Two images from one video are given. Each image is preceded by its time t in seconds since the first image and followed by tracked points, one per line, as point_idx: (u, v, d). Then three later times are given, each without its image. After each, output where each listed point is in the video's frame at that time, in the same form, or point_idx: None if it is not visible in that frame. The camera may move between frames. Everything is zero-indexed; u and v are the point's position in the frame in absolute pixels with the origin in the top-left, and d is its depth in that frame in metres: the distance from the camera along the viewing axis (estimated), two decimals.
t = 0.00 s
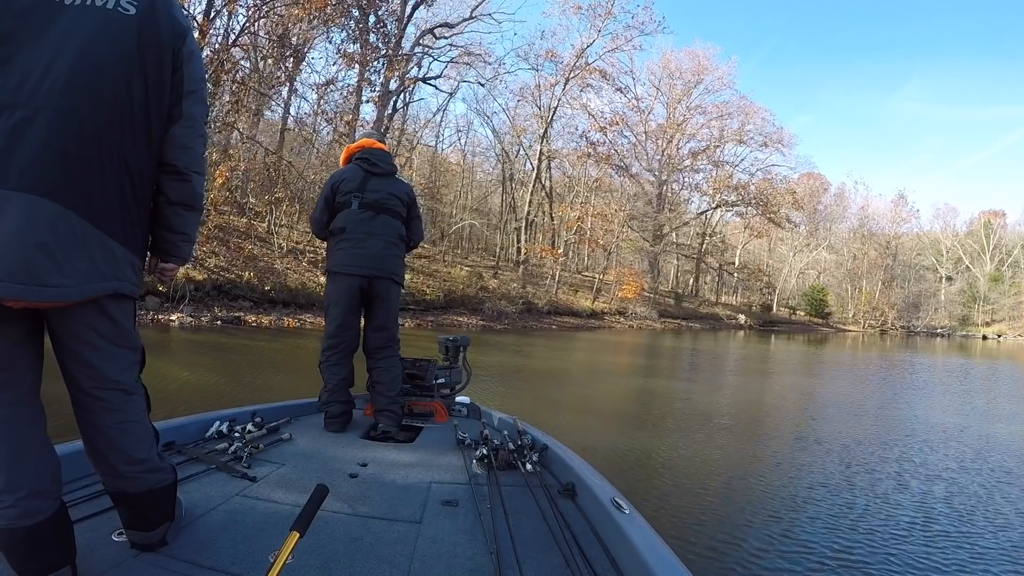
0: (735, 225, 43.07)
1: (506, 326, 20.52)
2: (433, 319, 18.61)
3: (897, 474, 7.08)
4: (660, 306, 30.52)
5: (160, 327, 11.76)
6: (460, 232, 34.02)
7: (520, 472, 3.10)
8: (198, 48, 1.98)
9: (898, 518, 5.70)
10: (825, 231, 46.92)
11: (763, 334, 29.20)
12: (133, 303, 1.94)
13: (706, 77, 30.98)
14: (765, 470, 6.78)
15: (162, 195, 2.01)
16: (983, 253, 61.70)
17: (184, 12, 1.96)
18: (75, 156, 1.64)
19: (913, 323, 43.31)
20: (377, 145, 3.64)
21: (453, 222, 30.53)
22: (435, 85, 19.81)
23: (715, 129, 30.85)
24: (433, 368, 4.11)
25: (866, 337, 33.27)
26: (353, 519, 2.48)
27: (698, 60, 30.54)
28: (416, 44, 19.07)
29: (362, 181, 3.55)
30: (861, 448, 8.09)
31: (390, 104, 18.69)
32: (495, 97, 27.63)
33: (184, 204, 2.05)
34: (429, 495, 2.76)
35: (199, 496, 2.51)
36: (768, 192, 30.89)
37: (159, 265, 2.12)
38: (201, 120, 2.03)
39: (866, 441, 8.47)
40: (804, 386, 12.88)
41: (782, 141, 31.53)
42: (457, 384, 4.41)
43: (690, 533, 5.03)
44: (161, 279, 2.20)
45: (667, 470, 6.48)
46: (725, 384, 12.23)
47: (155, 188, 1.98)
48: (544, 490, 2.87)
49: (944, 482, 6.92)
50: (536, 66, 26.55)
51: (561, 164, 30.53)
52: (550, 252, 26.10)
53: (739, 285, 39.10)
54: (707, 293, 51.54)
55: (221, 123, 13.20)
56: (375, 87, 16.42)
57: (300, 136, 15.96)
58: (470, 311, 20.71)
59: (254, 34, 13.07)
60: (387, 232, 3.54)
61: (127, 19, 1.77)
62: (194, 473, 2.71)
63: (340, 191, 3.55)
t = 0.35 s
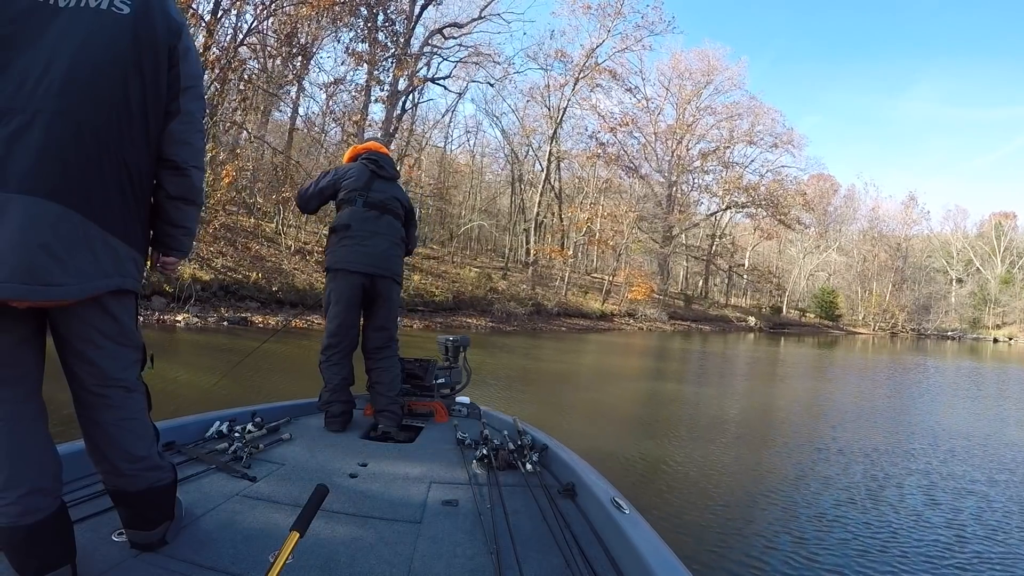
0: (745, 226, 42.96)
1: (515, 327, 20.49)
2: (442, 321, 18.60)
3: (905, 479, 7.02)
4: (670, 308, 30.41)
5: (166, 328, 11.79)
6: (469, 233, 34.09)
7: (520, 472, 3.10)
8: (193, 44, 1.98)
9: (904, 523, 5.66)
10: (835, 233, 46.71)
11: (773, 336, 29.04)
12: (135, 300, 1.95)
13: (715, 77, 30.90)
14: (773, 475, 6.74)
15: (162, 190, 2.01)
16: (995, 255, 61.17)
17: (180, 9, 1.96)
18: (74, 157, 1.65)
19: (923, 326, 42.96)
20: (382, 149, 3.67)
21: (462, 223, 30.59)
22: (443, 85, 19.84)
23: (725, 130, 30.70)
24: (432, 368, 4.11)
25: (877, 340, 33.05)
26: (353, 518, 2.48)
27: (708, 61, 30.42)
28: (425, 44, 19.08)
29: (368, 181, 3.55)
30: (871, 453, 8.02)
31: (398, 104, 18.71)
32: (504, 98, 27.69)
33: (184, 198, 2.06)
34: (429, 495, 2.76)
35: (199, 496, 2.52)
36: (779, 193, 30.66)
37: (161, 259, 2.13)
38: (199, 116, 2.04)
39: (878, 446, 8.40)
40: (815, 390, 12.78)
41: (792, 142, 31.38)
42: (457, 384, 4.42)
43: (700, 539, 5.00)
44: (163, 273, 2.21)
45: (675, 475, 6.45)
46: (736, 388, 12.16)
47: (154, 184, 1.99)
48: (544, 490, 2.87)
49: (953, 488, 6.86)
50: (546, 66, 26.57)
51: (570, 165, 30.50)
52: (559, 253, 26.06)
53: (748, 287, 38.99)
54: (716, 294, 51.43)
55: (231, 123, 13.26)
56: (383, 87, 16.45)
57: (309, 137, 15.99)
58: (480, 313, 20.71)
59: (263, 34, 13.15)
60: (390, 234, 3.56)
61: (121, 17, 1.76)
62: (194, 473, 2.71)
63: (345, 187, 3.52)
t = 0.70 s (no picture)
0: (756, 228, 42.84)
1: (525, 329, 20.48)
2: (452, 323, 18.60)
3: (913, 487, 6.96)
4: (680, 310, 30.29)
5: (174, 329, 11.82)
6: (479, 234, 34.17)
7: (520, 471, 3.10)
8: (192, 41, 1.98)
9: (910, 531, 5.64)
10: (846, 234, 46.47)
11: (784, 339, 28.86)
12: (135, 296, 1.95)
13: (726, 78, 30.76)
14: (781, 481, 6.70)
15: (163, 185, 2.02)
16: (1008, 258, 60.59)
17: (177, 5, 1.95)
18: (79, 159, 1.66)
19: (934, 329, 42.63)
20: (377, 149, 3.66)
21: (471, 225, 30.65)
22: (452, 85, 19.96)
23: (735, 130, 30.51)
24: (432, 368, 4.11)
25: (887, 343, 32.80)
26: (353, 518, 2.48)
27: (718, 61, 30.27)
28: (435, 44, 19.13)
29: (361, 180, 3.55)
30: (880, 460, 7.97)
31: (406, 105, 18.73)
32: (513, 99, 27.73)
33: (185, 192, 2.06)
34: (429, 495, 2.76)
35: (198, 496, 2.51)
36: (789, 194, 30.47)
37: (162, 253, 2.14)
38: (199, 111, 2.04)
39: (888, 453, 8.34)
40: (827, 395, 12.68)
41: (802, 142, 31.18)
42: (457, 384, 4.41)
43: (707, 546, 4.98)
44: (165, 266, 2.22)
45: (685, 482, 6.36)
46: (746, 392, 12.07)
47: (155, 179, 2.00)
48: (544, 490, 2.86)
49: (963, 497, 6.79)
50: (555, 67, 26.57)
51: (579, 165, 30.50)
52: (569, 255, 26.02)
53: (758, 289, 38.83)
54: (725, 296, 51.30)
55: (240, 124, 13.31)
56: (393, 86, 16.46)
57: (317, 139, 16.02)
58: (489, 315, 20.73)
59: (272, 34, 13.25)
60: (385, 231, 3.55)
61: (120, 18, 1.76)
62: (194, 474, 2.72)
63: (338, 189, 3.55)
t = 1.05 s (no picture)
0: (766, 229, 42.71)
1: (535, 331, 20.46)
2: (461, 325, 18.59)
3: (922, 490, 6.91)
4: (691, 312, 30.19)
5: (181, 330, 11.84)
6: (488, 235, 34.25)
7: (520, 471, 3.09)
8: (193, 38, 1.98)
9: (917, 534, 5.60)
10: (857, 236, 46.25)
11: (795, 341, 28.70)
12: (137, 294, 1.95)
13: (736, 78, 30.65)
14: (789, 485, 6.65)
15: (165, 181, 2.02)
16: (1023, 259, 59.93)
17: (177, 3, 1.95)
18: (82, 160, 1.66)
19: (945, 331, 42.27)
20: (375, 148, 3.65)
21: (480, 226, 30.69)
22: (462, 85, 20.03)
23: (746, 131, 30.33)
24: (433, 368, 4.11)
25: (899, 345, 32.53)
26: (354, 518, 2.48)
27: (728, 61, 30.14)
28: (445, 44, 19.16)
29: (355, 181, 3.57)
30: (887, 463, 7.92)
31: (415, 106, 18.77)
32: (523, 100, 27.79)
33: (187, 188, 2.07)
34: (429, 495, 2.76)
35: (198, 496, 2.52)
36: (800, 196, 30.27)
37: (163, 250, 2.14)
38: (200, 108, 2.04)
39: (897, 456, 8.28)
40: (839, 398, 12.59)
41: (813, 143, 31.00)
42: (457, 384, 4.41)
43: (713, 551, 4.94)
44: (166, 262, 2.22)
45: (694, 488, 6.27)
46: (757, 395, 11.99)
47: (156, 176, 2.00)
48: (544, 490, 2.86)
49: (972, 502, 6.73)
50: (566, 67, 26.59)
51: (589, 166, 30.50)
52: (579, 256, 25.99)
53: (769, 290, 38.70)
54: (735, 297, 51.16)
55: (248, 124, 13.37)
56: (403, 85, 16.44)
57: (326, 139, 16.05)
58: (499, 316, 20.73)
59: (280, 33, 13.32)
60: (381, 230, 3.53)
61: (122, 17, 1.76)
62: (194, 473, 2.72)
63: (333, 193, 3.59)
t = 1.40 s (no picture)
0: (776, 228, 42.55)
1: (545, 331, 20.41)
2: (471, 325, 18.57)
3: (930, 492, 6.88)
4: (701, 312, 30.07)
5: (189, 331, 11.86)
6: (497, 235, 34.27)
7: (520, 471, 3.09)
8: (192, 38, 1.98)
9: (923, 535, 5.57)
10: (868, 235, 45.98)
11: (806, 342, 28.53)
12: (136, 293, 1.95)
13: (746, 76, 30.50)
14: (796, 487, 6.60)
15: (164, 180, 2.03)
16: None
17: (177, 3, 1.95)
18: (82, 161, 1.66)
19: (957, 330, 41.92)
20: (377, 145, 3.63)
21: (489, 226, 30.70)
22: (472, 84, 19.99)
23: (755, 129, 30.13)
24: (432, 368, 4.11)
25: (911, 345, 32.29)
26: (353, 518, 2.48)
27: (737, 59, 29.98)
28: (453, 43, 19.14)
29: (356, 180, 3.55)
30: (894, 464, 7.86)
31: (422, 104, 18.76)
32: (531, 99, 27.79)
33: (186, 188, 2.07)
34: (429, 495, 2.75)
35: (199, 496, 2.52)
36: (811, 194, 30.03)
37: (160, 248, 2.15)
38: (199, 108, 2.03)
39: (905, 458, 8.22)
40: (849, 399, 12.51)
41: (823, 141, 30.80)
42: (457, 384, 4.41)
43: (719, 552, 4.89)
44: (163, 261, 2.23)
45: (702, 490, 6.21)
46: (767, 396, 11.91)
47: (155, 175, 2.00)
48: (544, 490, 2.86)
49: (980, 503, 6.69)
50: (574, 66, 26.56)
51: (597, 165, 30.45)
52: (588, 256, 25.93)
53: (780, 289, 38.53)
54: (745, 296, 51.01)
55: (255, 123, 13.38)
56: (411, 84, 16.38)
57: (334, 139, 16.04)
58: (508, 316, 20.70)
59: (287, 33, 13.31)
60: (382, 231, 3.53)
61: (122, 16, 1.76)
62: (194, 473, 2.72)
63: (333, 189, 3.55)
